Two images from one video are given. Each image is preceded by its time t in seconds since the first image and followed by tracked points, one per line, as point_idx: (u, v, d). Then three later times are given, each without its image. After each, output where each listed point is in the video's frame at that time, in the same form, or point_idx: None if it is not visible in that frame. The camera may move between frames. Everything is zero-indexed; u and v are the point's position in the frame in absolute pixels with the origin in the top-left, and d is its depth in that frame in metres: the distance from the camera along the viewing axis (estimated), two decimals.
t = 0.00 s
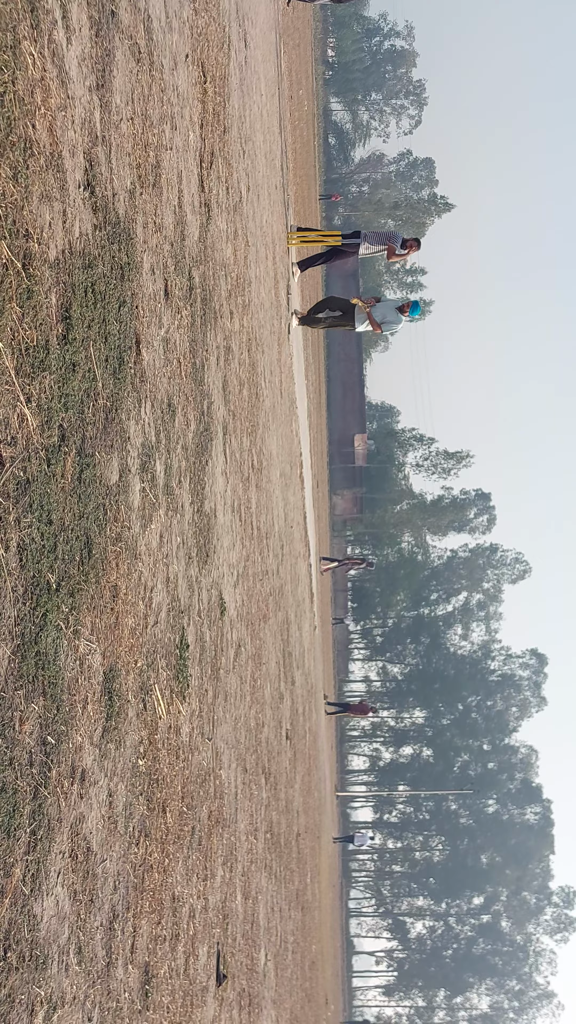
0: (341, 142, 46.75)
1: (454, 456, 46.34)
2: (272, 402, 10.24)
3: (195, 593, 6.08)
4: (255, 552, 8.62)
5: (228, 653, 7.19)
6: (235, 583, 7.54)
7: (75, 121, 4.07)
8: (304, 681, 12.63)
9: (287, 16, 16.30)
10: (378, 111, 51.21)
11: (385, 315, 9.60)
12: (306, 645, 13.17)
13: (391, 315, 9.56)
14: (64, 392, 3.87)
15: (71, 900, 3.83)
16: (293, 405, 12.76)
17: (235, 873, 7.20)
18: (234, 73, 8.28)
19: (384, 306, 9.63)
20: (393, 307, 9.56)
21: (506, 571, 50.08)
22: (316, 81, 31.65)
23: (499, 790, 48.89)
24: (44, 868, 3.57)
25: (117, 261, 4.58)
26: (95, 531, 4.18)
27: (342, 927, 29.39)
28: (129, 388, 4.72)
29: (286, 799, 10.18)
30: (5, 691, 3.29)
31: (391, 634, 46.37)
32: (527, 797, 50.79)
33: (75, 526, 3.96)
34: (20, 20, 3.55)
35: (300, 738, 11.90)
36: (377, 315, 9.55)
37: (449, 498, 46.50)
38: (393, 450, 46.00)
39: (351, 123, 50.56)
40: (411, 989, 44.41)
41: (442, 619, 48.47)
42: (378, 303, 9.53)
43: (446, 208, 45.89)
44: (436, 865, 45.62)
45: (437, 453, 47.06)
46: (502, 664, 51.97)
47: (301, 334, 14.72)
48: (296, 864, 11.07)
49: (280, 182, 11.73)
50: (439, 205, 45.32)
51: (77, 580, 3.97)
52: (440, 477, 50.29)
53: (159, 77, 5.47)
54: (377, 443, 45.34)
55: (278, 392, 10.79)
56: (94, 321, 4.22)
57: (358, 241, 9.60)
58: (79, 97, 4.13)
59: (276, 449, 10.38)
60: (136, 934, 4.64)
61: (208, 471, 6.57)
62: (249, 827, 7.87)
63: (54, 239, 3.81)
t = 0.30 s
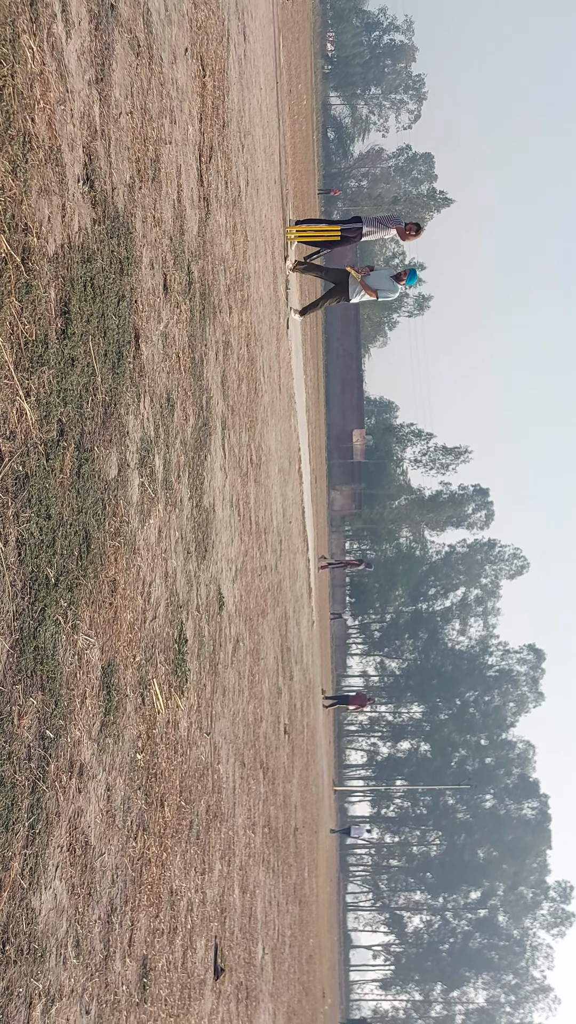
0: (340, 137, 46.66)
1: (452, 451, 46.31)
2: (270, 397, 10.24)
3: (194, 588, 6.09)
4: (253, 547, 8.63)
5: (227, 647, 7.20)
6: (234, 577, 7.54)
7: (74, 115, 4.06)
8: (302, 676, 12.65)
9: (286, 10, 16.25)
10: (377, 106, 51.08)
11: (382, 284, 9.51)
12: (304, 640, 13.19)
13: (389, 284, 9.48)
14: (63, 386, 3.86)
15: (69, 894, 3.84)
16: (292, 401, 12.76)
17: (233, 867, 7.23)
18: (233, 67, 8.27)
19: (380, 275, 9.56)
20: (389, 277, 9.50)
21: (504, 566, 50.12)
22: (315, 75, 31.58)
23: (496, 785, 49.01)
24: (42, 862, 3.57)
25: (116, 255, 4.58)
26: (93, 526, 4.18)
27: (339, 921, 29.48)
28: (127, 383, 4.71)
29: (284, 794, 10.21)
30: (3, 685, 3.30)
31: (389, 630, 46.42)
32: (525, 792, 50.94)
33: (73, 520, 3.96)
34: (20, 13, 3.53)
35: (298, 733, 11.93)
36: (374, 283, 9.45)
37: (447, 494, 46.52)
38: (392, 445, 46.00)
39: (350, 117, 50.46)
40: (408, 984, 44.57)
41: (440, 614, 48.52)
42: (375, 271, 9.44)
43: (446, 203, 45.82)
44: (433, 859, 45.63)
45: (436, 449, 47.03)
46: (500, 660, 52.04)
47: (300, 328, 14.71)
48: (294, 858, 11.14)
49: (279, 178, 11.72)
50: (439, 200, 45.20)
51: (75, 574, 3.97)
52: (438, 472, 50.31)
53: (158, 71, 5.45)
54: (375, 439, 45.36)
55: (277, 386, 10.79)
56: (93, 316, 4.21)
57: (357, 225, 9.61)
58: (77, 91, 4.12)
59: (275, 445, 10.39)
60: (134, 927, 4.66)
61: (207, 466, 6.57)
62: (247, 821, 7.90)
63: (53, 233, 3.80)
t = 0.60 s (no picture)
0: (342, 133, 46.56)
1: (452, 448, 46.29)
2: (271, 392, 10.22)
3: (193, 583, 6.08)
4: (252, 542, 8.61)
5: (225, 642, 7.19)
6: (232, 573, 7.53)
7: (77, 109, 4.04)
8: (300, 671, 12.65)
9: (290, 4, 16.21)
10: (380, 102, 50.96)
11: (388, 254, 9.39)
12: (302, 636, 13.19)
13: (395, 254, 9.35)
14: (64, 381, 3.85)
15: (66, 889, 3.84)
16: (293, 396, 12.73)
17: (229, 862, 7.23)
18: (237, 61, 8.22)
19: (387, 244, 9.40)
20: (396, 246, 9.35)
21: (503, 564, 50.15)
22: (319, 69, 31.49)
23: (493, 782, 49.07)
24: (39, 856, 3.57)
25: (118, 250, 4.56)
26: (94, 521, 4.17)
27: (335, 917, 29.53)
28: (129, 377, 4.70)
29: (281, 789, 10.23)
30: (3, 679, 3.29)
31: (387, 626, 46.45)
32: (521, 789, 51.06)
33: (73, 515, 3.95)
34: (24, 6, 3.51)
35: (296, 729, 11.94)
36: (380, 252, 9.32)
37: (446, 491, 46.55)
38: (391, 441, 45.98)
39: (353, 112, 50.32)
40: (403, 979, 44.67)
41: (438, 611, 48.53)
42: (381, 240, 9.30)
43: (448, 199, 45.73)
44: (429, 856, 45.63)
45: (436, 446, 47.00)
46: (498, 657, 52.10)
47: (301, 323, 14.67)
48: (290, 853, 11.12)
49: (282, 172, 11.69)
50: (441, 196, 45.07)
51: (75, 569, 3.96)
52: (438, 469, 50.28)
53: (162, 65, 5.43)
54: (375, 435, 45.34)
55: (277, 381, 10.77)
56: (95, 310, 4.20)
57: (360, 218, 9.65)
58: (82, 84, 4.10)
59: (275, 440, 10.37)
60: (130, 922, 4.66)
61: (207, 461, 6.55)
62: (244, 816, 7.90)
63: (56, 227, 3.78)
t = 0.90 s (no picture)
0: (344, 131, 46.51)
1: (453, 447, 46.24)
2: (272, 391, 10.21)
3: (193, 581, 6.09)
4: (253, 540, 8.61)
5: (226, 641, 7.19)
6: (233, 571, 7.53)
7: (78, 108, 4.04)
8: (300, 669, 12.66)
9: (291, 2, 16.20)
10: (382, 100, 50.90)
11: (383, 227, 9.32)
12: (303, 634, 13.17)
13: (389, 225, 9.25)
14: (65, 380, 3.85)
15: (67, 886, 3.85)
16: (293, 394, 12.71)
17: (230, 860, 7.24)
18: (238, 59, 8.21)
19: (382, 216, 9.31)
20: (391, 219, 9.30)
21: (504, 562, 50.14)
22: (320, 67, 31.46)
23: (494, 781, 49.07)
24: (40, 855, 3.58)
25: (119, 248, 4.56)
26: (94, 519, 4.17)
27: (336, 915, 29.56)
28: (129, 375, 4.70)
29: (282, 787, 10.23)
30: (3, 677, 3.29)
31: (389, 624, 46.45)
32: (522, 787, 51.12)
33: (74, 513, 3.95)
34: (24, 5, 3.51)
35: (297, 727, 11.95)
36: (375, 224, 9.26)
37: (448, 489, 46.54)
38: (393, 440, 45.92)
39: (354, 111, 50.28)
40: (404, 977, 44.66)
41: (439, 609, 48.51)
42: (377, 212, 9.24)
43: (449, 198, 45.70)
44: (430, 854, 45.77)
45: (437, 444, 46.96)
46: (499, 655, 52.07)
47: (301, 321, 14.64)
48: (291, 851, 11.14)
49: (282, 170, 11.69)
50: (442, 194, 45.00)
51: (76, 568, 3.96)
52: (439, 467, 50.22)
53: (163, 63, 5.42)
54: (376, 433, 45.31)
55: (278, 380, 10.76)
56: (96, 308, 4.20)
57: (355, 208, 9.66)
58: (82, 84, 4.10)
59: (275, 438, 10.36)
60: (131, 920, 4.66)
61: (208, 458, 6.55)
62: (245, 815, 7.91)
63: (56, 226, 3.78)
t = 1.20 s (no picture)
0: (342, 131, 46.50)
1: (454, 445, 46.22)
2: (272, 391, 10.21)
3: (195, 581, 6.08)
4: (255, 540, 8.60)
5: (229, 641, 7.18)
6: (235, 571, 7.52)
7: (75, 109, 4.04)
8: (304, 669, 12.67)
9: (287, 2, 16.21)
10: (379, 99, 50.90)
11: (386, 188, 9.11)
12: (306, 633, 13.18)
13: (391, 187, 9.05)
14: (64, 381, 3.85)
15: (71, 888, 3.84)
16: (294, 394, 12.71)
17: (234, 861, 7.23)
18: (235, 60, 8.21)
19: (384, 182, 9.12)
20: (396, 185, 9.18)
21: (506, 560, 50.11)
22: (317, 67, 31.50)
23: (498, 779, 49.02)
24: (44, 856, 3.57)
25: (118, 249, 4.55)
26: (95, 520, 4.17)
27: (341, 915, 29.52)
28: (129, 376, 4.70)
29: (286, 787, 10.22)
30: (5, 679, 3.29)
31: (391, 623, 46.41)
32: (526, 785, 51.04)
33: (75, 515, 3.95)
34: (20, 7, 3.50)
35: (300, 726, 11.94)
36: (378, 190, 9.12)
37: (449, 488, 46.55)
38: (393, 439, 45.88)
39: (352, 110, 50.28)
40: (409, 977, 44.60)
41: (441, 608, 48.47)
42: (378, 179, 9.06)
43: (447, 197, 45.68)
44: (434, 852, 45.76)
45: (437, 443, 46.92)
46: (502, 653, 52.00)
47: (301, 321, 14.64)
48: (296, 852, 11.13)
49: (280, 170, 11.68)
50: (440, 193, 44.98)
51: (77, 569, 3.96)
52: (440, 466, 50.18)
53: (160, 64, 5.42)
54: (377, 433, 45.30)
55: (278, 380, 10.75)
56: (95, 310, 4.19)
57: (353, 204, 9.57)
58: (79, 85, 4.09)
59: (276, 438, 10.35)
60: (136, 921, 4.66)
61: (208, 459, 6.55)
62: (249, 815, 7.90)
63: (54, 228, 3.78)
